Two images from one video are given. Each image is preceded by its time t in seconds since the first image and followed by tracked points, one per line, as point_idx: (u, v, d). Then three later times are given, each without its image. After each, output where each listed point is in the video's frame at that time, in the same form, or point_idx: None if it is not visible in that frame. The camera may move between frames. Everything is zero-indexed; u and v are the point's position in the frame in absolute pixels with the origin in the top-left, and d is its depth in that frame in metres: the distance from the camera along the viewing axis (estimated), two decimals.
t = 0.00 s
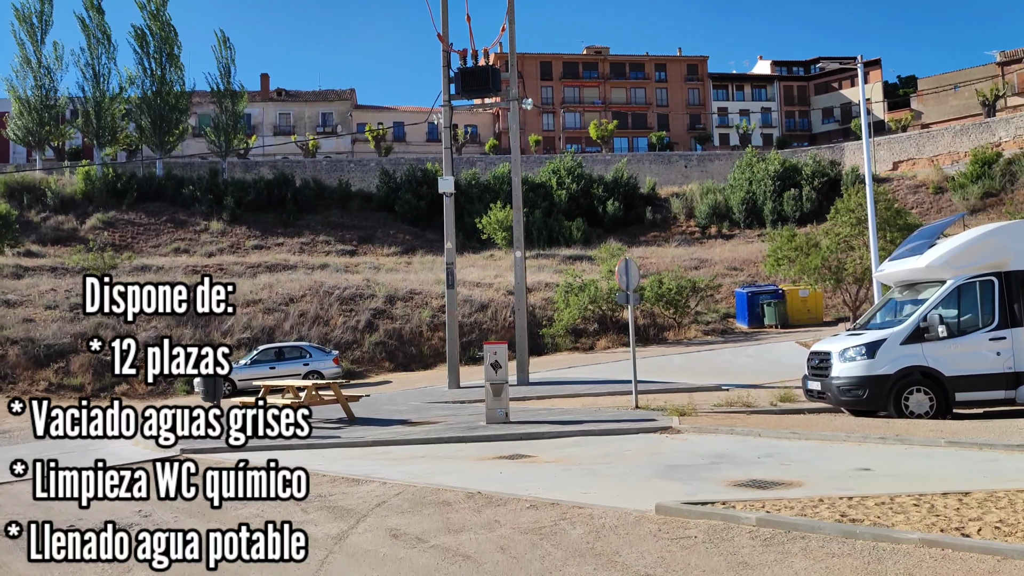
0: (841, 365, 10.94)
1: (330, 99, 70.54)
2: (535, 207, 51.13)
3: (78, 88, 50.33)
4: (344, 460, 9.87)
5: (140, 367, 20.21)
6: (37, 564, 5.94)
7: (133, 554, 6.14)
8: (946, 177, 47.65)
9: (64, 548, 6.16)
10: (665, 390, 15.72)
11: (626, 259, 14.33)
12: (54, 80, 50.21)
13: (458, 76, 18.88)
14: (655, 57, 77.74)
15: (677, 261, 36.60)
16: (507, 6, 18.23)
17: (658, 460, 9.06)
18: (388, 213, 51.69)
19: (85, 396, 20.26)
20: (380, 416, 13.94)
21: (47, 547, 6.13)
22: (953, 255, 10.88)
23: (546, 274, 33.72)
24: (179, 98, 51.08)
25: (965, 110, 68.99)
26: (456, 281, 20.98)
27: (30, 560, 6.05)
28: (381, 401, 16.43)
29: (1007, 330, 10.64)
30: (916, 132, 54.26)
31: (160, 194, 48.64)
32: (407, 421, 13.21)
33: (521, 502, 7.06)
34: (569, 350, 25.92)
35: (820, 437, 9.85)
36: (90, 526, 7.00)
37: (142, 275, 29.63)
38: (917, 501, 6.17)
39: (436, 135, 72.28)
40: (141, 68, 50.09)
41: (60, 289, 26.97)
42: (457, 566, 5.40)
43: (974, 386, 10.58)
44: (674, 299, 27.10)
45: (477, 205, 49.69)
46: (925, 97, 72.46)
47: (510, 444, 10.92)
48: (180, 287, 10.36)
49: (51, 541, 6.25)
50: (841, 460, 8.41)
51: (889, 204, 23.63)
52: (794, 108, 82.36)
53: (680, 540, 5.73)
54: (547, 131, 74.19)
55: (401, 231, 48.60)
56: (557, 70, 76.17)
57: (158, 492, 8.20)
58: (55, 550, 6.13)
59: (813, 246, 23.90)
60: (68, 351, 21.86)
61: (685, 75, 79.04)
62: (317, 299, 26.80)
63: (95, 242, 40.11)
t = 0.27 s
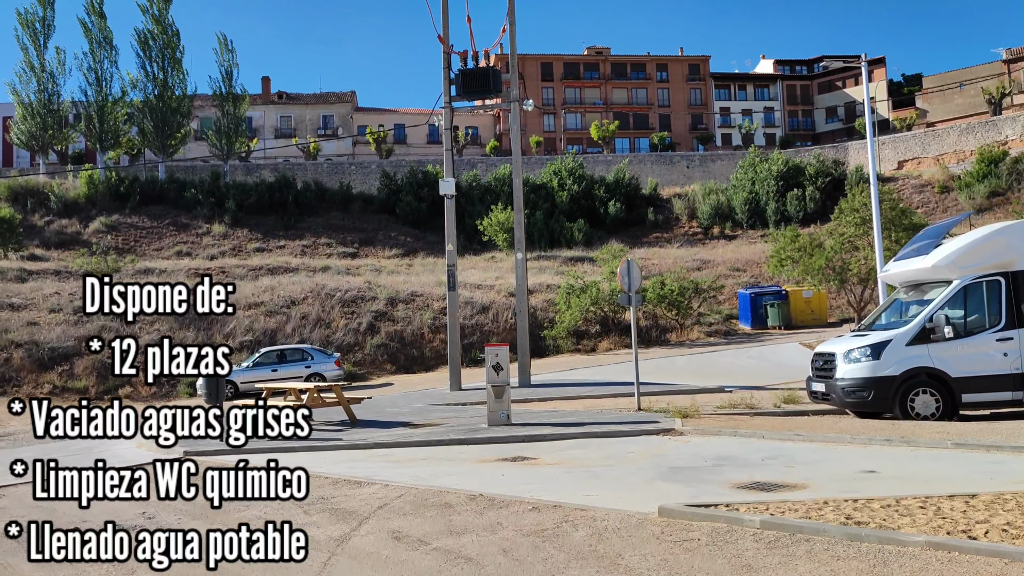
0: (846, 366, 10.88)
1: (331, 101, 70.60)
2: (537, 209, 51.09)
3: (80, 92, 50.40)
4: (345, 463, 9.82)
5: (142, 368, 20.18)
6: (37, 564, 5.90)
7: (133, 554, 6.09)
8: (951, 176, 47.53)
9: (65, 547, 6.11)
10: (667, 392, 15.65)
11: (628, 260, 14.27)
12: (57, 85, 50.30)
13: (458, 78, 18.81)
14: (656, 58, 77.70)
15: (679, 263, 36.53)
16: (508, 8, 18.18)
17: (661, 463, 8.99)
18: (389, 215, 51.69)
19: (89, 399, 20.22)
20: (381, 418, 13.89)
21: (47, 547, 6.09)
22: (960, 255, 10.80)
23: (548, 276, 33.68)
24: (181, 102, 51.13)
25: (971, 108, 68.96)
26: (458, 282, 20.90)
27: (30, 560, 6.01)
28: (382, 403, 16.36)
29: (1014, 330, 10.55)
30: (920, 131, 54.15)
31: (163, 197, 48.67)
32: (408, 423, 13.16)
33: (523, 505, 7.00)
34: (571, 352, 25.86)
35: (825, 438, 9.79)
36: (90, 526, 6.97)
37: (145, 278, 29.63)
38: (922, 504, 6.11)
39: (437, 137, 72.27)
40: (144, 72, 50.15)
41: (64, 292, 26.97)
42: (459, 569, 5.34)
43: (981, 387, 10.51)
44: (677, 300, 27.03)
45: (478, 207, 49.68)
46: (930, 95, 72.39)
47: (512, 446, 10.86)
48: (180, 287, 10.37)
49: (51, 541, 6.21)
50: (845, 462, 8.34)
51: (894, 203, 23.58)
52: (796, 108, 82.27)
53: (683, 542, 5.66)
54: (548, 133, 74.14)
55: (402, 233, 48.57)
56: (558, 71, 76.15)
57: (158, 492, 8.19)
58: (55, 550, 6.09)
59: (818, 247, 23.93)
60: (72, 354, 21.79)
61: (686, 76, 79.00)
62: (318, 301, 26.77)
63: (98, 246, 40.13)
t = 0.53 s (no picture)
0: (850, 368, 10.82)
1: (332, 104, 70.68)
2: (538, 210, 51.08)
3: (83, 96, 50.50)
4: (347, 465, 9.79)
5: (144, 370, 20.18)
6: (38, 564, 5.90)
7: (133, 554, 6.10)
8: (956, 176, 47.40)
9: (64, 548, 6.10)
10: (670, 394, 15.60)
11: (630, 261, 14.23)
12: (59, 89, 50.42)
13: (459, 80, 18.78)
14: (658, 59, 77.68)
15: (682, 264, 36.45)
16: (508, 9, 18.16)
17: (663, 465, 8.95)
18: (391, 217, 51.69)
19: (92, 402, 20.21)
20: (383, 421, 13.85)
21: (47, 547, 6.09)
22: (965, 256, 10.74)
23: (550, 278, 33.64)
24: (183, 105, 51.21)
25: (975, 108, 68.82)
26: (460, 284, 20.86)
27: (30, 560, 6.01)
28: (383, 406, 16.33)
29: (1020, 331, 10.49)
30: (924, 131, 54.02)
31: (165, 200, 48.71)
32: (410, 425, 13.12)
33: (526, 507, 6.96)
34: (573, 354, 25.82)
35: (828, 440, 9.75)
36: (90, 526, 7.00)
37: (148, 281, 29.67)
38: (929, 507, 6.05)
39: (438, 139, 72.30)
40: (146, 76, 50.22)
41: (67, 295, 26.99)
42: (461, 572, 5.30)
43: (987, 389, 10.45)
44: (679, 302, 26.97)
45: (480, 209, 49.69)
46: (934, 94, 72.21)
47: (514, 449, 10.81)
48: (180, 287, 10.37)
49: (51, 541, 6.20)
50: (849, 464, 8.29)
51: (898, 204, 23.49)
52: (799, 108, 82.16)
53: (686, 545, 5.62)
54: (550, 134, 74.11)
55: (404, 235, 48.56)
56: (560, 72, 76.15)
57: (158, 492, 8.25)
58: (55, 550, 6.09)
59: (821, 247, 23.83)
60: (75, 357, 21.81)
61: (688, 76, 78.96)
62: (320, 304, 26.76)
63: (100, 249, 40.16)
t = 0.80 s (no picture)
0: (853, 370, 10.79)
1: (333, 106, 70.76)
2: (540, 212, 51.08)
3: (84, 99, 50.57)
4: (348, 468, 9.78)
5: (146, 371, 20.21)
6: (39, 564, 5.93)
7: (133, 554, 6.12)
8: (959, 177, 47.32)
9: (64, 548, 6.13)
10: (672, 396, 15.57)
11: (632, 263, 14.21)
12: (61, 93, 50.55)
13: (459, 82, 18.78)
14: (659, 60, 77.70)
15: (684, 266, 36.44)
16: (509, 11, 18.16)
17: (666, 467, 8.93)
18: (392, 219, 51.73)
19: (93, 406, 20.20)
20: (385, 423, 13.83)
21: (47, 547, 6.12)
22: (968, 257, 10.70)
23: (551, 280, 33.63)
24: (184, 107, 51.32)
25: (977, 109, 68.75)
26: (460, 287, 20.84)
27: (31, 560, 6.04)
28: (385, 409, 16.32)
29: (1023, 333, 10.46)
30: (926, 132, 53.96)
31: (166, 203, 48.76)
32: (412, 428, 13.10)
33: (528, 510, 6.94)
34: (574, 356, 25.80)
35: (829, 442, 9.73)
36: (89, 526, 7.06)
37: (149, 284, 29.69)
38: (932, 509, 6.02)
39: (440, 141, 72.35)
40: (147, 78, 50.30)
41: (68, 298, 27.02)
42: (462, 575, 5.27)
43: (990, 391, 10.41)
44: (681, 304, 26.94)
45: (481, 211, 49.72)
46: (937, 95, 72.15)
47: (516, 452, 10.79)
48: (180, 287, 10.37)
49: (51, 542, 6.22)
50: (852, 467, 8.27)
51: (900, 205, 23.45)
52: (801, 109, 82.10)
53: (689, 548, 5.59)
54: (552, 136, 74.12)
55: (405, 238, 48.59)
56: (561, 74, 76.17)
57: (157, 492, 8.35)
58: (55, 550, 6.12)
59: (822, 249, 23.74)
60: (76, 360, 21.82)
61: (690, 78, 78.97)
62: (322, 306, 26.76)
63: (101, 252, 40.20)
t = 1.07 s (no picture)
0: (853, 372, 10.79)
1: (333, 108, 70.81)
2: (539, 214, 51.08)
3: (83, 101, 50.55)
4: (348, 470, 9.76)
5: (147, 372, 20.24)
6: (39, 564, 5.95)
7: (133, 554, 6.15)
8: (959, 179, 47.33)
9: (64, 547, 6.15)
10: (671, 398, 15.56)
11: (632, 265, 14.20)
12: (60, 95, 50.57)
13: (459, 84, 18.79)
14: (659, 62, 77.78)
15: (683, 268, 36.47)
16: (508, 14, 18.18)
17: (665, 470, 8.91)
18: (391, 221, 51.76)
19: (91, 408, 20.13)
20: (384, 426, 13.81)
21: (47, 547, 6.13)
22: (968, 259, 10.69)
23: (551, 282, 33.64)
24: (184, 109, 51.37)
25: (976, 111, 68.82)
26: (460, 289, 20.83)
27: (31, 560, 6.06)
28: (384, 411, 16.31)
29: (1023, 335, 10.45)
30: (926, 134, 53.99)
31: (166, 206, 48.75)
32: (411, 431, 13.09)
33: (527, 513, 6.92)
34: (574, 358, 25.81)
35: (830, 444, 9.73)
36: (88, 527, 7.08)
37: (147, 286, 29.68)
38: (932, 511, 6.01)
39: (439, 143, 72.37)
40: (146, 80, 50.33)
41: (67, 300, 27.00)
42: None
43: (990, 393, 10.40)
44: (681, 306, 26.95)
45: (480, 213, 49.76)
46: (936, 97, 72.21)
47: (515, 454, 10.78)
48: (180, 287, 10.37)
49: (51, 541, 6.24)
50: (853, 469, 8.24)
51: (900, 207, 23.49)
52: (801, 111, 82.15)
53: (689, 551, 5.58)
54: (551, 138, 74.16)
55: (404, 240, 48.62)
56: (560, 76, 76.21)
57: (158, 491, 8.40)
58: (55, 550, 6.13)
59: (822, 251, 23.76)
60: (75, 363, 21.81)
61: (689, 80, 79.06)
62: (321, 309, 26.73)
63: (101, 254, 40.18)
